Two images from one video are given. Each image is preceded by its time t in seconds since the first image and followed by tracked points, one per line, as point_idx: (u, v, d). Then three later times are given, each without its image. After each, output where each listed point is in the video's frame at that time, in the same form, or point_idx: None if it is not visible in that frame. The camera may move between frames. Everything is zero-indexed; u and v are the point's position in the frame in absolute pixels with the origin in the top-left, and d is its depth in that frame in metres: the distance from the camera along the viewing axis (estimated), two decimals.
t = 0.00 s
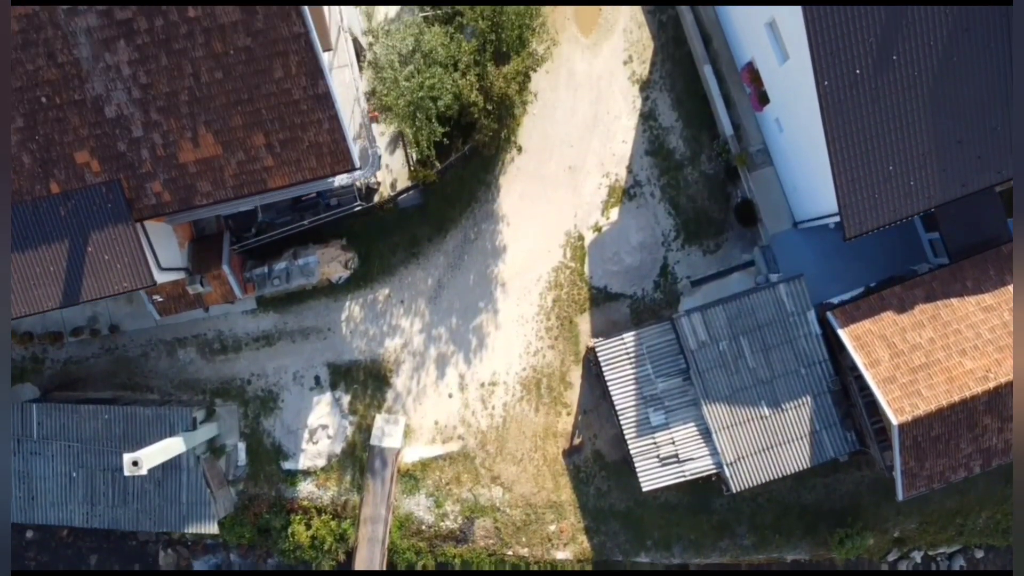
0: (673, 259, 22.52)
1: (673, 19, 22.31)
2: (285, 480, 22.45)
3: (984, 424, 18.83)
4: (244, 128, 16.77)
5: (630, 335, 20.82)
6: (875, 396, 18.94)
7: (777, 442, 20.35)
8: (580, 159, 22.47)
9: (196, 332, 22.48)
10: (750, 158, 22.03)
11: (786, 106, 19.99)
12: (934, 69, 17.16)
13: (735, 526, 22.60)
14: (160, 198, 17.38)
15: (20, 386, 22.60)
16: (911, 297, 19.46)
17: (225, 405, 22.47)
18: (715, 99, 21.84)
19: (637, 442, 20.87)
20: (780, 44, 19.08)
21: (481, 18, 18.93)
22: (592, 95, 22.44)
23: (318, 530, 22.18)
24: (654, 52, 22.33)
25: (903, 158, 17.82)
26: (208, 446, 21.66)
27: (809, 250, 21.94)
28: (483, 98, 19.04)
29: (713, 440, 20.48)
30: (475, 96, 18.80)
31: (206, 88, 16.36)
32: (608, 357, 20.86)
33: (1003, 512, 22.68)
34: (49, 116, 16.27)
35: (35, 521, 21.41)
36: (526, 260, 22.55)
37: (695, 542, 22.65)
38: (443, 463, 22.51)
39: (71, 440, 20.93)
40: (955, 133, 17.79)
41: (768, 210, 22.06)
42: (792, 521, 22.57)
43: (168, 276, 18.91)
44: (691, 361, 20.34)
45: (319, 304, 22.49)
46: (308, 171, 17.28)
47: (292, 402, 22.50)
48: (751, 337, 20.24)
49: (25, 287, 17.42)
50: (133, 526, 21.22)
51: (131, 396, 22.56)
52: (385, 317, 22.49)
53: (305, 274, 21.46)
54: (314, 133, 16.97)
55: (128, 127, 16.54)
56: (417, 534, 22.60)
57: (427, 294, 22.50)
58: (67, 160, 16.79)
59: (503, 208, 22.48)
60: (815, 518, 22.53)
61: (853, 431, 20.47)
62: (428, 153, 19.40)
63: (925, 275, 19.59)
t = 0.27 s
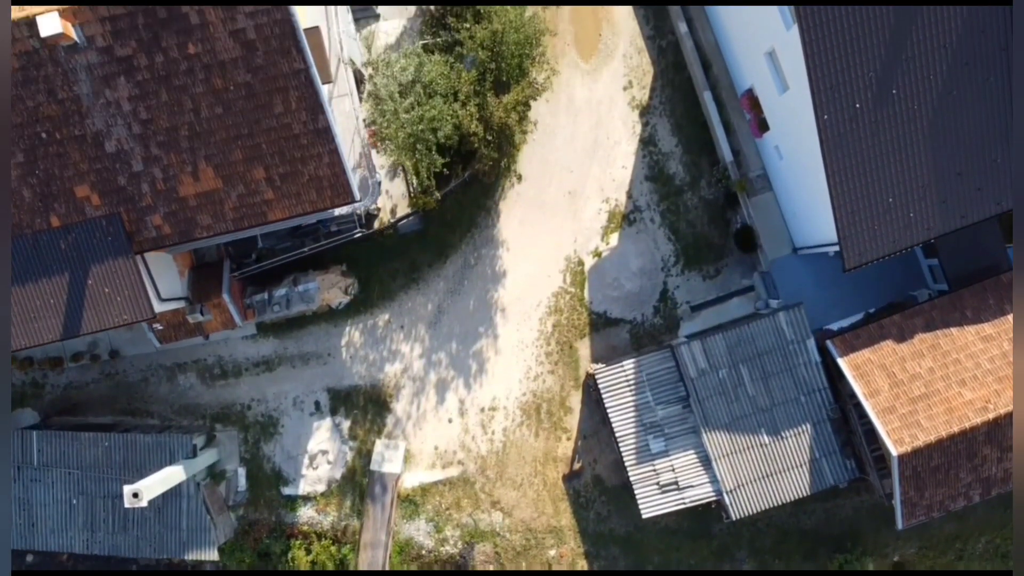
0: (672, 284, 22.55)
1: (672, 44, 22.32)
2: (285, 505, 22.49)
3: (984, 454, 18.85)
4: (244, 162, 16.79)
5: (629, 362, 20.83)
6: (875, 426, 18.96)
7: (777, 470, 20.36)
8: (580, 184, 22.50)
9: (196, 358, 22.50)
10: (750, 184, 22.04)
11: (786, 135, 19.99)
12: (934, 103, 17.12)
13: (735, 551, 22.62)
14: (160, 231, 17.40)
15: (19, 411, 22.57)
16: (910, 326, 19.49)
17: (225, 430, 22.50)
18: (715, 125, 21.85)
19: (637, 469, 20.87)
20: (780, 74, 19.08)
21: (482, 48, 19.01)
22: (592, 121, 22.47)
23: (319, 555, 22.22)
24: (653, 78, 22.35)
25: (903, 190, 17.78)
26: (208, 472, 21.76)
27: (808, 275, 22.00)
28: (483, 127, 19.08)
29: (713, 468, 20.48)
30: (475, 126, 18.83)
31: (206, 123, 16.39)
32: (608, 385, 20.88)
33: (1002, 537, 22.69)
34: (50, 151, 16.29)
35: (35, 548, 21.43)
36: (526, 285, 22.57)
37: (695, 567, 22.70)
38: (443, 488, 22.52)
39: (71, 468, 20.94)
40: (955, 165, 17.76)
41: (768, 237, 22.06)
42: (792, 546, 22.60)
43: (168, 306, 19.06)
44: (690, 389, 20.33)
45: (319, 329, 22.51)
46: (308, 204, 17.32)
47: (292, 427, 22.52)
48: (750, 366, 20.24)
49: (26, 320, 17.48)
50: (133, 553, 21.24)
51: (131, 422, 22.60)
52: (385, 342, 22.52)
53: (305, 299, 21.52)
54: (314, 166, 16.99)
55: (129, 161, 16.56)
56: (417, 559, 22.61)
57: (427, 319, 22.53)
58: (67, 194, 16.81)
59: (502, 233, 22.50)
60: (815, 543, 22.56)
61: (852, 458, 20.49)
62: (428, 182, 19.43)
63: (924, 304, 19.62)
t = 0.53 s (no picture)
0: (672, 310, 22.54)
1: (672, 70, 22.32)
2: (286, 531, 22.53)
3: (983, 484, 18.86)
4: (245, 197, 16.81)
5: (629, 390, 20.85)
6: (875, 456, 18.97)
7: (777, 498, 20.38)
8: (580, 210, 22.51)
9: (196, 383, 22.52)
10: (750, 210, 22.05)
11: (786, 163, 19.97)
12: (934, 137, 17.12)
13: None
14: (161, 264, 17.42)
15: (19, 437, 22.51)
16: (910, 356, 19.51)
17: (225, 456, 22.50)
18: (715, 151, 21.86)
19: (637, 497, 20.87)
20: (780, 104, 19.07)
21: (483, 79, 19.03)
22: (592, 147, 22.48)
23: None
24: (653, 103, 22.35)
25: (904, 223, 17.78)
26: (208, 497, 21.97)
27: (808, 301, 22.01)
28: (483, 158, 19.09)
29: (713, 496, 20.48)
30: (475, 157, 18.85)
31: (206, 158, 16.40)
32: (608, 413, 20.87)
33: (1002, 562, 22.68)
34: (50, 187, 16.30)
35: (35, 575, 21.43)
36: (526, 311, 22.59)
37: None
38: (443, 513, 22.55)
39: (71, 496, 20.92)
40: (955, 198, 17.76)
41: (767, 263, 22.12)
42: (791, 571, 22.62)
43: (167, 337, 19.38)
44: (690, 418, 20.35)
45: (319, 355, 22.52)
46: (308, 238, 17.34)
47: (292, 453, 22.53)
48: (750, 394, 20.26)
49: (26, 352, 17.61)
50: None
51: (131, 447, 22.61)
52: (385, 367, 22.54)
53: (305, 326, 21.51)
54: (315, 200, 17.01)
55: (129, 197, 16.58)
56: None
57: (427, 345, 22.55)
58: (67, 229, 16.82)
59: (503, 259, 22.52)
60: (814, 568, 22.59)
61: (852, 486, 20.51)
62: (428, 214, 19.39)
63: (924, 333, 19.63)
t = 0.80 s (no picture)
0: (672, 335, 22.56)
1: (672, 96, 22.34)
2: (286, 556, 22.57)
3: (983, 515, 18.86)
4: (245, 231, 16.83)
5: (629, 418, 20.86)
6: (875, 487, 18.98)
7: (776, 526, 20.37)
8: (580, 236, 22.53)
9: (196, 409, 22.53)
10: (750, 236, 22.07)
11: (786, 192, 19.98)
12: (934, 172, 17.15)
13: None
14: (161, 297, 17.42)
15: (20, 463, 22.48)
16: (910, 386, 19.53)
17: (226, 481, 22.52)
18: (715, 178, 21.87)
19: (637, 524, 20.87)
20: (780, 135, 19.09)
21: (482, 110, 18.97)
22: (592, 172, 22.49)
23: None
24: (654, 129, 22.38)
25: (903, 255, 17.82)
26: (208, 524, 22.06)
27: (809, 328, 22.00)
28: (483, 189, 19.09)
29: (713, 524, 20.48)
30: (476, 188, 18.85)
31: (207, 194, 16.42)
32: (608, 440, 20.88)
33: None
34: (51, 222, 16.32)
35: None
36: (526, 337, 22.60)
37: None
38: (443, 539, 22.58)
39: (72, 523, 20.93)
40: (955, 231, 17.80)
41: (768, 289, 22.08)
42: None
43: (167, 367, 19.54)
44: (690, 446, 20.35)
45: (319, 381, 22.54)
46: (309, 271, 17.37)
47: (292, 478, 22.56)
48: (750, 422, 20.27)
49: (27, 385, 17.66)
50: None
51: (132, 473, 22.62)
52: (385, 393, 22.55)
53: (306, 353, 21.52)
54: (315, 235, 17.03)
55: (130, 231, 16.59)
56: None
57: (427, 370, 22.57)
58: (68, 263, 16.84)
59: (503, 285, 22.54)
60: None
61: (852, 514, 20.51)
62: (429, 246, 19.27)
63: (924, 363, 19.66)
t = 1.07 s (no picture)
0: (672, 359, 22.57)
1: (672, 121, 22.36)
2: None
3: (983, 544, 18.81)
4: (246, 263, 16.84)
5: (629, 444, 20.91)
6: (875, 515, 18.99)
7: (776, 553, 20.31)
8: (580, 260, 22.54)
9: (196, 433, 22.55)
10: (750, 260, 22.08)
11: (786, 219, 19.98)
12: (934, 204, 17.13)
13: None
14: (162, 328, 17.42)
15: (21, 487, 22.61)
16: (910, 413, 19.56)
17: (226, 506, 22.55)
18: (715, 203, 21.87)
19: (637, 550, 20.78)
20: (780, 164, 19.09)
21: (482, 139, 18.95)
22: (592, 197, 22.50)
23: None
24: (653, 154, 22.40)
25: (903, 285, 17.79)
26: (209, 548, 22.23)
27: (808, 352, 22.03)
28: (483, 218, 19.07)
29: (713, 550, 20.41)
30: (476, 217, 18.83)
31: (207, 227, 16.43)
32: (608, 467, 20.90)
33: None
34: (52, 256, 16.33)
35: None
36: (526, 360, 22.61)
37: None
38: (443, 563, 22.61)
39: (72, 549, 20.94)
40: (955, 262, 17.77)
41: (768, 314, 22.12)
42: None
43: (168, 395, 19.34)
44: (690, 472, 20.36)
45: (319, 405, 22.55)
46: (309, 302, 17.37)
47: (292, 502, 22.57)
48: (750, 449, 20.29)
49: (27, 416, 17.76)
50: None
51: (132, 497, 22.61)
52: (385, 417, 22.57)
53: (306, 378, 21.47)
54: (316, 266, 17.05)
55: (130, 264, 16.60)
56: None
57: (427, 394, 22.57)
58: (69, 295, 16.85)
59: (503, 309, 22.55)
60: None
61: (852, 540, 20.46)
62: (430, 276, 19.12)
63: (924, 390, 19.69)
